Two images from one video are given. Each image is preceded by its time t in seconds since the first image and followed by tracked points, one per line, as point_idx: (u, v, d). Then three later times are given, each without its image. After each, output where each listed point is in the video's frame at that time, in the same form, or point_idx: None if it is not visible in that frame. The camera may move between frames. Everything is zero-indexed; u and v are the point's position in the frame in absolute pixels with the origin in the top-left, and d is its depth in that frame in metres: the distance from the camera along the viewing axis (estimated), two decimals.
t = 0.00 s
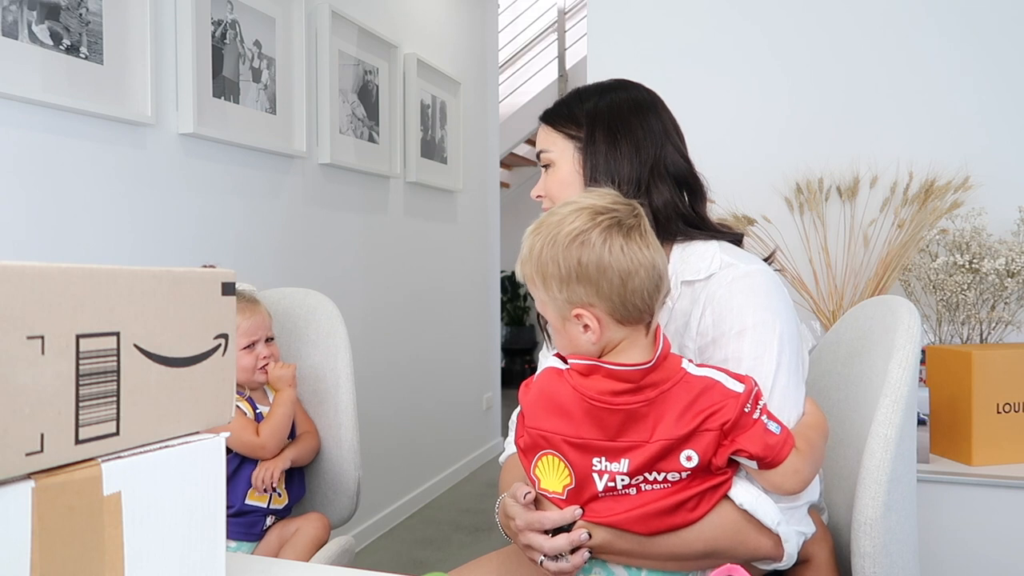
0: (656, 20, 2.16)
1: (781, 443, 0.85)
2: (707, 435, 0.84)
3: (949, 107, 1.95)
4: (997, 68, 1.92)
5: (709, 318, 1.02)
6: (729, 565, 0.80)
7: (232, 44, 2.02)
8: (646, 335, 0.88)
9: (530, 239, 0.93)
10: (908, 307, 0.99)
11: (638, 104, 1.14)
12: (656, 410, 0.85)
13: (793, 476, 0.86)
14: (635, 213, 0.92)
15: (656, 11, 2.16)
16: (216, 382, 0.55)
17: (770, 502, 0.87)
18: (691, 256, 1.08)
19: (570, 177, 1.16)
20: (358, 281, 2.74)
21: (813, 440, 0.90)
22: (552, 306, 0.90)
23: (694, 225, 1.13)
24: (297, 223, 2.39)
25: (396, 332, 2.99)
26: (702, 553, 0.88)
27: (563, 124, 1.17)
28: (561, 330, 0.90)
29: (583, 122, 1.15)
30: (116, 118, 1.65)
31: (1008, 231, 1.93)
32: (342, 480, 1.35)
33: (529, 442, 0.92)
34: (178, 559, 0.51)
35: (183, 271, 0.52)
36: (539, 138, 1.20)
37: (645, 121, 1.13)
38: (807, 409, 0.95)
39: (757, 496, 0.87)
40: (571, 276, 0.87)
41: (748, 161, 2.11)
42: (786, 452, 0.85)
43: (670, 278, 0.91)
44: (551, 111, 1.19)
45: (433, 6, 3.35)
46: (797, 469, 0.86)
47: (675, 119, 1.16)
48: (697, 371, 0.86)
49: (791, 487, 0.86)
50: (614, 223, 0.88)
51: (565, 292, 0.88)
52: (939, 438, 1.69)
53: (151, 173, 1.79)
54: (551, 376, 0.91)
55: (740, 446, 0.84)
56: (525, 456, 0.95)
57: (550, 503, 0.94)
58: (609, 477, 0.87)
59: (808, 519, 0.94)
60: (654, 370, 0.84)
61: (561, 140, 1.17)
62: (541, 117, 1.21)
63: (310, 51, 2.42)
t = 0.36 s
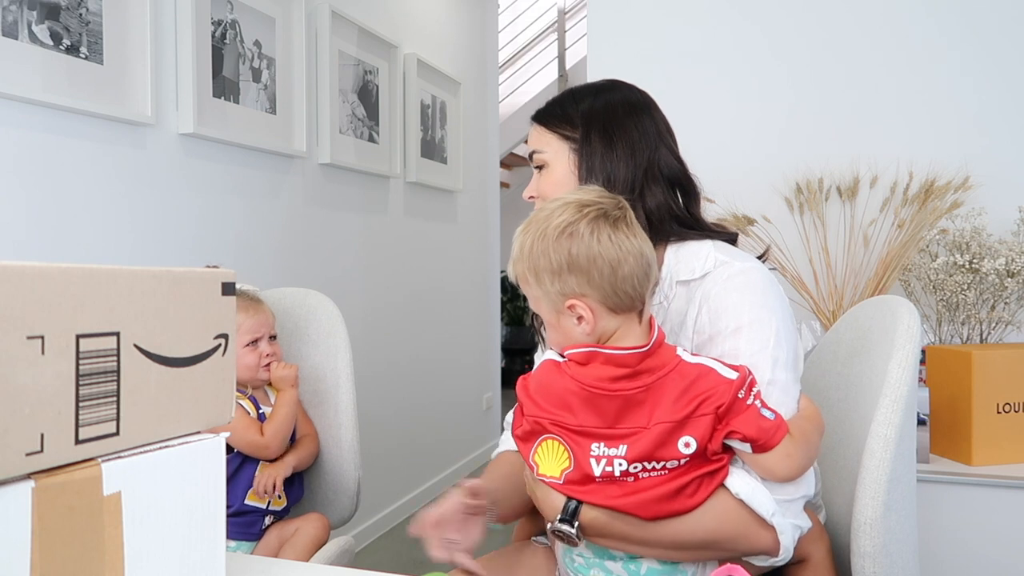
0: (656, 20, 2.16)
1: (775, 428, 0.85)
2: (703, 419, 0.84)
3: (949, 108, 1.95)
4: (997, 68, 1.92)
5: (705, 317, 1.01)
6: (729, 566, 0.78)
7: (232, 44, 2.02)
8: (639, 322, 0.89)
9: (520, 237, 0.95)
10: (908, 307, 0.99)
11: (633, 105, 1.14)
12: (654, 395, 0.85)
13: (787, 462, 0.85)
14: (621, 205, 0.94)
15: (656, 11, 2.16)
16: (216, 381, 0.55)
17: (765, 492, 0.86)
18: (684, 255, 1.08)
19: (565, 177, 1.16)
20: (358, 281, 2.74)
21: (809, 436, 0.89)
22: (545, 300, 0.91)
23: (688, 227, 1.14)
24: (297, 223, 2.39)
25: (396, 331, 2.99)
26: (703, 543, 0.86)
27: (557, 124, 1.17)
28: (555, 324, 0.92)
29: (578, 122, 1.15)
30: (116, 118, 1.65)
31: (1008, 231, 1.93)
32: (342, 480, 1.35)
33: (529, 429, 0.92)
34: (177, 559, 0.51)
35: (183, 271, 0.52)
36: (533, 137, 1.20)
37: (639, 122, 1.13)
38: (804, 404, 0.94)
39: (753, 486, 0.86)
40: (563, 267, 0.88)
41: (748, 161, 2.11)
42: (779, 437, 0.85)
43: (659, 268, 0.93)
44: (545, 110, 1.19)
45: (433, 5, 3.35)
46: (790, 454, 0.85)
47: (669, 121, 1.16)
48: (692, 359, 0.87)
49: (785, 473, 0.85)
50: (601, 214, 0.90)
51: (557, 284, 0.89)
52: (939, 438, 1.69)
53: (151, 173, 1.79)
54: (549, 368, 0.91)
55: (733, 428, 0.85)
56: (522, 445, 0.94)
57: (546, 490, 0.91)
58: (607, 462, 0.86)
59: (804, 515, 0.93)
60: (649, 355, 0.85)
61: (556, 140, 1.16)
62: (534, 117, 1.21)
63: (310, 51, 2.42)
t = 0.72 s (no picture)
0: (656, 19, 2.16)
1: (775, 427, 0.85)
2: (705, 418, 0.84)
3: (949, 107, 1.95)
4: (997, 68, 1.92)
5: (704, 319, 1.01)
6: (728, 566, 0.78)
7: (232, 44, 2.02)
8: (639, 321, 0.90)
9: (518, 237, 0.95)
10: (908, 307, 0.99)
11: (653, 107, 1.15)
12: (657, 395, 0.85)
13: (783, 460, 0.85)
14: (617, 203, 0.95)
15: (657, 11, 2.16)
16: (216, 382, 0.55)
17: (768, 495, 0.86)
18: (685, 258, 1.08)
19: (579, 170, 1.14)
20: (358, 281, 2.74)
21: (808, 435, 0.89)
22: (545, 298, 0.91)
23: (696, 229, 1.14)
24: (297, 224, 2.39)
25: (396, 331, 2.99)
26: (707, 544, 0.86)
27: (575, 116, 1.16)
28: (554, 323, 0.92)
29: (598, 116, 1.14)
30: (116, 118, 1.65)
31: (1008, 231, 1.93)
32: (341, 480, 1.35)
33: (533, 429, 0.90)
34: (178, 558, 0.51)
35: (183, 271, 0.52)
36: (546, 126, 1.18)
37: (661, 124, 1.13)
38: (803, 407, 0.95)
39: (756, 489, 0.86)
40: (563, 264, 0.89)
41: (748, 161, 2.11)
42: (778, 435, 0.85)
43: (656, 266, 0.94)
44: (562, 102, 1.18)
45: (433, 5, 3.35)
46: (788, 454, 0.85)
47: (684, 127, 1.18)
48: (694, 359, 0.87)
49: (784, 472, 0.85)
50: (599, 211, 0.90)
51: (557, 280, 0.89)
52: (939, 438, 1.69)
53: (151, 173, 1.79)
54: (552, 369, 0.91)
55: (733, 425, 0.84)
56: (524, 446, 0.92)
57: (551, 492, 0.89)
58: (612, 462, 0.85)
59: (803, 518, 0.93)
60: (655, 355, 0.86)
61: (572, 131, 1.15)
62: (550, 107, 1.19)
63: (310, 51, 2.42)
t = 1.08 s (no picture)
0: (656, 20, 2.16)
1: (777, 432, 0.84)
2: (708, 422, 0.84)
3: (949, 107, 1.95)
4: (997, 68, 1.92)
5: (701, 320, 1.01)
6: (729, 566, 0.78)
7: (232, 44, 2.02)
8: (643, 322, 0.90)
9: (524, 234, 0.95)
10: (908, 307, 0.99)
11: (657, 108, 1.16)
12: (659, 397, 0.85)
13: (784, 466, 0.85)
14: (625, 202, 0.94)
15: (657, 11, 2.16)
16: (216, 382, 0.55)
17: (769, 500, 0.86)
18: (681, 257, 1.08)
19: (584, 164, 1.14)
20: (358, 281, 2.74)
21: (807, 439, 0.89)
22: (549, 296, 0.91)
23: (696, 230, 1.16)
24: (297, 224, 2.39)
25: (396, 331, 2.99)
26: (708, 545, 0.87)
27: (581, 111, 1.15)
28: (557, 321, 0.92)
29: (604, 113, 1.14)
30: (116, 118, 1.65)
31: (1008, 231, 1.93)
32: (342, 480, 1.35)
33: (534, 427, 0.91)
34: (178, 558, 0.51)
35: (183, 271, 0.52)
36: (549, 118, 1.17)
37: (666, 125, 1.15)
38: (801, 411, 0.95)
39: (757, 493, 0.86)
40: (568, 262, 0.89)
41: (748, 161, 2.11)
42: (780, 441, 0.85)
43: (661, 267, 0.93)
44: (563, 97, 1.17)
45: (433, 5, 3.35)
46: (789, 459, 0.85)
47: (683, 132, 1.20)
48: (697, 361, 0.87)
49: (786, 477, 0.85)
50: (606, 210, 0.90)
51: (562, 279, 0.89)
52: (939, 439, 1.69)
53: (151, 173, 1.79)
54: (552, 368, 0.91)
55: (736, 430, 0.84)
56: (524, 443, 0.93)
57: (552, 491, 0.89)
58: (612, 463, 0.85)
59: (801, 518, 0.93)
60: (657, 358, 0.86)
61: (577, 126, 1.14)
62: (551, 100, 1.18)
63: (310, 51, 2.42)
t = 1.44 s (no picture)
0: (656, 20, 2.16)
1: (783, 436, 0.86)
2: (713, 425, 0.84)
3: (949, 107, 1.95)
4: (997, 68, 1.92)
5: (701, 321, 1.01)
6: (729, 566, 0.79)
7: (232, 44, 2.02)
8: (650, 322, 0.89)
9: (537, 224, 0.95)
10: (906, 307, 0.99)
11: (643, 102, 1.15)
12: (664, 400, 0.85)
13: (788, 470, 0.86)
14: (641, 201, 0.94)
15: (657, 11, 2.16)
16: (216, 382, 0.55)
17: (773, 503, 0.87)
18: (678, 255, 1.07)
19: (565, 165, 1.14)
20: (358, 281, 2.74)
21: (811, 442, 0.90)
22: (558, 288, 0.91)
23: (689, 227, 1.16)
24: (297, 224, 2.39)
25: (396, 331, 2.99)
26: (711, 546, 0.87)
27: (562, 111, 1.15)
28: (564, 314, 0.91)
29: (584, 111, 1.14)
30: (116, 118, 1.65)
31: (1008, 231, 1.93)
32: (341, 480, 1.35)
33: (536, 426, 0.90)
34: (178, 558, 0.51)
35: (183, 271, 0.52)
36: (533, 121, 1.18)
37: (649, 121, 1.13)
38: (801, 414, 0.95)
39: (762, 495, 0.86)
40: (581, 254, 0.88)
41: (748, 161, 2.11)
42: (785, 446, 0.86)
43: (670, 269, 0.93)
44: (549, 96, 1.17)
45: (433, 5, 3.35)
46: (793, 463, 0.86)
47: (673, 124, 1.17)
48: (702, 364, 0.87)
49: (791, 481, 0.86)
50: (623, 205, 0.90)
51: (573, 271, 0.89)
52: (939, 439, 1.69)
53: (151, 173, 1.79)
54: (556, 367, 0.90)
55: (742, 434, 0.84)
56: (525, 442, 0.92)
57: (551, 490, 0.89)
58: (616, 463, 0.85)
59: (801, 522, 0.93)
60: (664, 360, 0.85)
61: (559, 128, 1.15)
62: (537, 101, 1.19)
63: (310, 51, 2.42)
